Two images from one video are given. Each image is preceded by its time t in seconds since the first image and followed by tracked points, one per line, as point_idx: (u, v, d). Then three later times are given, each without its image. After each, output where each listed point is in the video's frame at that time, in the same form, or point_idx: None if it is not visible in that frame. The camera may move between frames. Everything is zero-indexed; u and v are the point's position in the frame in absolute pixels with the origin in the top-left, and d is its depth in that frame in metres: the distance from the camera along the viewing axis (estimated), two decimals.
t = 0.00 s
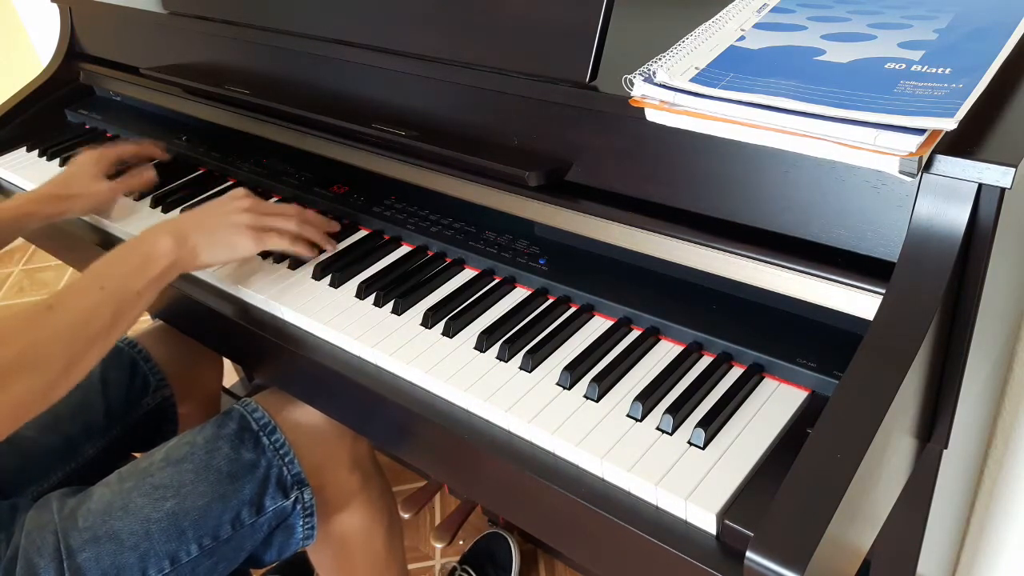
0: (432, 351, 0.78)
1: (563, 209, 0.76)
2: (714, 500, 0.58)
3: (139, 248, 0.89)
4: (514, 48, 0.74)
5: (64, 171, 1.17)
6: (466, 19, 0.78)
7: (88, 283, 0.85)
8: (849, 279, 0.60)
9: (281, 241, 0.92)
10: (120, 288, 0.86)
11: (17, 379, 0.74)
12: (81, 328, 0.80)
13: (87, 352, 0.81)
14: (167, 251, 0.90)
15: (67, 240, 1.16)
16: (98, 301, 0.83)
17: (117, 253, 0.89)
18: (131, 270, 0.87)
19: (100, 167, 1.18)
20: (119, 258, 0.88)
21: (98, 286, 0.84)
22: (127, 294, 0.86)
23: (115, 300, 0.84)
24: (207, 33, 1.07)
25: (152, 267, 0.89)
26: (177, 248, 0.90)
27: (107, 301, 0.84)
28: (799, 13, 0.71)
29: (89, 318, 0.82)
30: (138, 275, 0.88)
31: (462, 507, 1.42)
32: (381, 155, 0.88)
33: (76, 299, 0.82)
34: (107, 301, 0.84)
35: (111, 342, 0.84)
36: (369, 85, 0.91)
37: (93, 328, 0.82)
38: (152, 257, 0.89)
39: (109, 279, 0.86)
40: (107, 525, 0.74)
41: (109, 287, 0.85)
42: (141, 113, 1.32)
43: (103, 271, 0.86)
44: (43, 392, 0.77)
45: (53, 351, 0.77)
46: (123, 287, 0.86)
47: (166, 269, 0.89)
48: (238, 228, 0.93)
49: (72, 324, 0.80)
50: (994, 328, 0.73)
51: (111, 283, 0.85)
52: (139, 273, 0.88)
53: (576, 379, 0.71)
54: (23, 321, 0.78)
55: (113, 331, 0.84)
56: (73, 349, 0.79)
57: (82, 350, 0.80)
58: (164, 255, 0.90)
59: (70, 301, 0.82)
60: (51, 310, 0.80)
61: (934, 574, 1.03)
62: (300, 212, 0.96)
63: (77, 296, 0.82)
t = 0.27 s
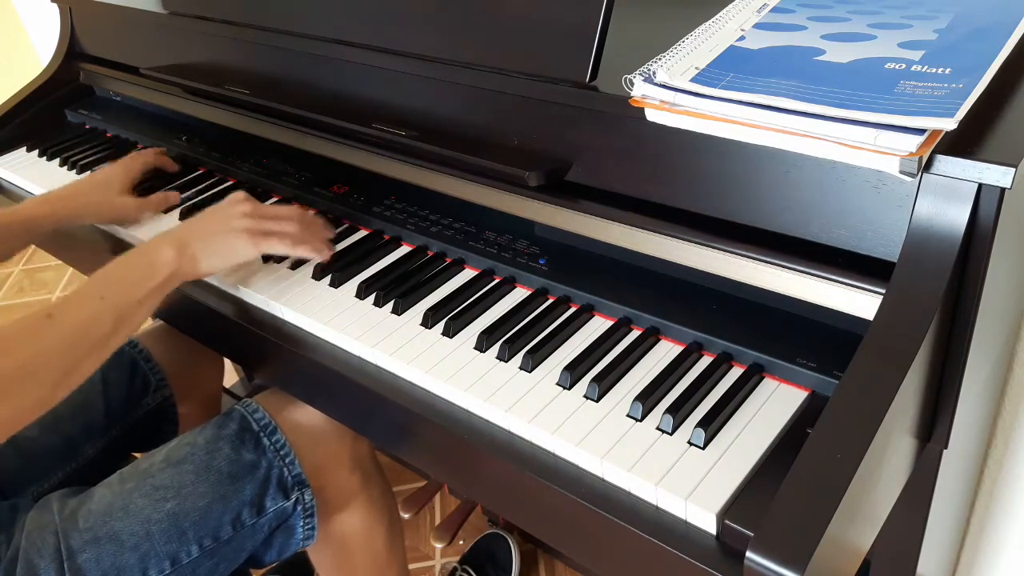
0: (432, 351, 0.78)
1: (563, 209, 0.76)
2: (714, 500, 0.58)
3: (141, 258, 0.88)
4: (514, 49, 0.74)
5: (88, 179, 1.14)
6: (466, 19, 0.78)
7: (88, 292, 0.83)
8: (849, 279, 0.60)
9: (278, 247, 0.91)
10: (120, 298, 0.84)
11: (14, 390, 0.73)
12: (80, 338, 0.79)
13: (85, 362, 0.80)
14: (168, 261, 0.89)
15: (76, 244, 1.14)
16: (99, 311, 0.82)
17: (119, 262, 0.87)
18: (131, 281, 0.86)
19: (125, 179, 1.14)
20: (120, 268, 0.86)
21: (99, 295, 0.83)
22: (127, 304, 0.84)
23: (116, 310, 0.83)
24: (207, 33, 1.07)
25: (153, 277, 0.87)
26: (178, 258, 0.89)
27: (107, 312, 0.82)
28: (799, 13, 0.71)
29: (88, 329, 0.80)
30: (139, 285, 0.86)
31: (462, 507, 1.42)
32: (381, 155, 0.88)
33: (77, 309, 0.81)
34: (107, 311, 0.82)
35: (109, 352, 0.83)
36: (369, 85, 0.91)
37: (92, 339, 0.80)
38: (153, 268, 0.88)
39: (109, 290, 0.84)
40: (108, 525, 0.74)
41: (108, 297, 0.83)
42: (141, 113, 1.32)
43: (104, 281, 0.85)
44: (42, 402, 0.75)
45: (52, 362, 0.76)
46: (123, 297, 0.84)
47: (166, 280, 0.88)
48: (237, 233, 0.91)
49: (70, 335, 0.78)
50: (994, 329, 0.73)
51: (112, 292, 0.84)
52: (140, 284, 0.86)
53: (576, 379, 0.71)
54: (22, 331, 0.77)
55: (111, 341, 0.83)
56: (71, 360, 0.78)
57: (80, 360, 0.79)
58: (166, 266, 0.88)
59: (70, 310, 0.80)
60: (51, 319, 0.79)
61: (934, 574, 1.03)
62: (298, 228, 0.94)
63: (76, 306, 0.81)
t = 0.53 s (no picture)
0: (432, 351, 0.78)
1: (563, 209, 0.75)
2: (714, 500, 0.58)
3: (105, 280, 0.85)
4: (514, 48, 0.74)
5: (127, 195, 1.08)
6: (466, 18, 0.78)
7: (53, 321, 0.80)
8: (849, 279, 0.60)
9: (242, 280, 0.87)
10: (87, 324, 0.81)
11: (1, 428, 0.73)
12: (53, 372, 0.77)
13: (54, 399, 0.77)
14: (135, 282, 0.86)
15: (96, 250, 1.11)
16: (66, 342, 0.79)
17: (82, 287, 0.84)
18: (98, 304, 0.83)
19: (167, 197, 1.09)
20: (84, 292, 0.83)
21: (63, 325, 0.80)
22: (95, 329, 0.82)
23: (84, 336, 0.81)
24: (207, 33, 1.07)
25: (120, 299, 0.85)
26: (145, 281, 0.87)
27: (76, 340, 0.80)
28: (799, 13, 0.71)
29: (55, 364, 0.77)
30: (107, 307, 0.84)
31: (462, 507, 1.42)
32: (381, 155, 0.88)
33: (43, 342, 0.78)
34: (75, 339, 0.80)
35: (78, 383, 0.81)
36: (369, 85, 0.91)
37: (59, 374, 0.78)
38: (119, 290, 0.85)
39: (74, 318, 0.81)
40: (108, 526, 0.74)
41: (76, 326, 0.80)
42: (141, 113, 1.32)
43: (69, 306, 0.82)
44: (20, 435, 0.75)
45: (18, 406, 0.74)
46: (90, 324, 0.81)
47: (134, 300, 0.86)
48: (206, 260, 0.89)
49: (40, 372, 0.76)
50: (994, 329, 0.73)
51: (77, 318, 0.81)
52: (107, 306, 0.84)
53: (576, 379, 0.71)
54: None
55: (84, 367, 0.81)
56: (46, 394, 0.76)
57: (49, 399, 0.77)
58: (132, 287, 0.86)
59: (36, 346, 0.78)
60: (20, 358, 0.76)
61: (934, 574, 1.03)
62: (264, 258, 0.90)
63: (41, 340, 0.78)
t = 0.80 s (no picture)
0: (431, 351, 0.78)
1: (563, 209, 0.75)
2: (715, 500, 0.58)
3: (106, 287, 0.84)
4: (514, 48, 0.74)
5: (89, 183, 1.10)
6: (466, 18, 0.78)
7: (53, 329, 0.80)
8: (849, 278, 0.60)
9: (242, 293, 0.88)
10: (88, 333, 0.81)
11: None
12: (50, 383, 0.77)
13: (52, 409, 0.77)
14: (133, 291, 0.86)
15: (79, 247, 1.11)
16: (65, 351, 0.79)
17: (82, 293, 0.84)
18: (99, 312, 0.82)
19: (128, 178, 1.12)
20: (84, 298, 0.83)
21: (63, 334, 0.79)
22: (94, 339, 0.81)
23: (84, 347, 0.80)
24: (208, 33, 1.07)
25: (120, 307, 0.84)
26: (143, 290, 0.86)
27: (75, 350, 0.79)
28: (799, 13, 0.71)
29: (55, 373, 0.77)
30: (108, 316, 0.83)
31: (462, 507, 1.42)
32: (381, 155, 0.88)
33: (42, 352, 0.77)
34: (74, 350, 0.79)
35: (77, 393, 0.81)
36: (369, 85, 0.91)
37: (59, 384, 0.78)
38: (118, 298, 0.85)
39: (74, 327, 0.80)
40: (108, 525, 0.74)
41: (75, 334, 0.80)
42: (141, 113, 1.32)
43: (70, 313, 0.81)
44: (18, 445, 0.75)
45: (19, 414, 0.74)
46: (90, 332, 0.81)
47: (134, 309, 0.85)
48: (203, 269, 0.89)
49: (38, 382, 0.76)
50: (994, 328, 0.73)
51: (77, 327, 0.80)
52: (108, 315, 0.83)
53: (576, 379, 0.71)
54: None
55: (82, 378, 0.81)
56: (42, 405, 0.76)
57: (47, 409, 0.77)
58: (131, 296, 0.85)
59: (35, 354, 0.77)
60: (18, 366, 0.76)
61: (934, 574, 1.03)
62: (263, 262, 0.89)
63: (40, 348, 0.78)
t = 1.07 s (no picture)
0: (431, 351, 0.78)
1: (563, 209, 0.75)
2: (715, 500, 0.58)
3: (98, 284, 0.85)
4: (514, 48, 0.74)
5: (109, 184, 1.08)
6: (466, 18, 0.78)
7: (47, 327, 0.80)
8: (849, 279, 0.60)
9: (237, 287, 0.88)
10: (83, 330, 0.81)
11: None
12: (47, 380, 0.77)
13: (49, 405, 0.78)
14: (127, 287, 0.86)
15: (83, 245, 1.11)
16: (60, 347, 0.79)
17: (75, 290, 0.84)
18: (92, 309, 0.83)
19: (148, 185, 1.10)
20: (77, 296, 0.83)
21: (58, 331, 0.80)
22: (89, 336, 0.82)
23: (79, 342, 0.81)
24: (207, 33, 1.07)
25: (113, 303, 0.85)
26: (137, 285, 0.87)
27: (70, 346, 0.80)
28: (799, 13, 0.71)
29: (51, 369, 0.77)
30: (101, 313, 0.83)
31: (462, 507, 1.42)
32: (381, 155, 0.88)
33: (37, 349, 0.77)
34: (70, 345, 0.80)
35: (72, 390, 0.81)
36: (369, 85, 0.91)
37: (54, 380, 0.78)
38: (112, 294, 0.85)
39: (67, 324, 0.80)
40: (107, 525, 0.74)
41: (70, 331, 0.80)
42: (141, 113, 1.32)
43: (63, 311, 0.82)
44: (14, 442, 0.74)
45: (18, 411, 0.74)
46: (85, 329, 0.81)
47: (127, 305, 0.86)
48: (197, 264, 0.89)
49: (35, 379, 0.76)
50: (994, 328, 0.73)
51: (71, 323, 0.81)
52: (101, 312, 0.84)
53: (576, 379, 0.71)
54: None
55: (77, 375, 0.81)
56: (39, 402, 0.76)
57: (44, 405, 0.77)
58: (125, 292, 0.86)
59: (30, 352, 0.77)
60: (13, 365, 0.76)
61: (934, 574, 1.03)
62: (258, 262, 0.89)
63: (35, 345, 0.78)
